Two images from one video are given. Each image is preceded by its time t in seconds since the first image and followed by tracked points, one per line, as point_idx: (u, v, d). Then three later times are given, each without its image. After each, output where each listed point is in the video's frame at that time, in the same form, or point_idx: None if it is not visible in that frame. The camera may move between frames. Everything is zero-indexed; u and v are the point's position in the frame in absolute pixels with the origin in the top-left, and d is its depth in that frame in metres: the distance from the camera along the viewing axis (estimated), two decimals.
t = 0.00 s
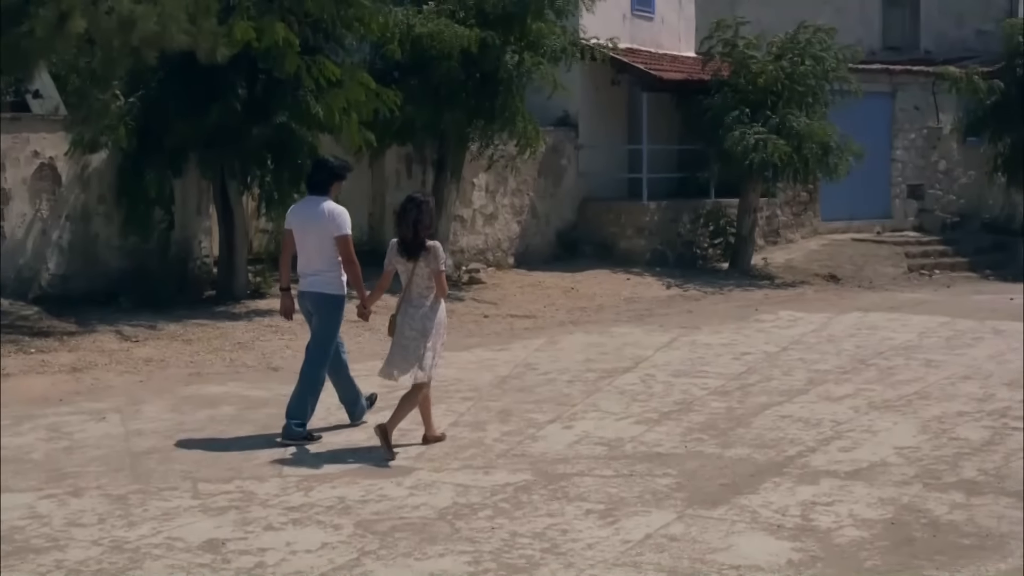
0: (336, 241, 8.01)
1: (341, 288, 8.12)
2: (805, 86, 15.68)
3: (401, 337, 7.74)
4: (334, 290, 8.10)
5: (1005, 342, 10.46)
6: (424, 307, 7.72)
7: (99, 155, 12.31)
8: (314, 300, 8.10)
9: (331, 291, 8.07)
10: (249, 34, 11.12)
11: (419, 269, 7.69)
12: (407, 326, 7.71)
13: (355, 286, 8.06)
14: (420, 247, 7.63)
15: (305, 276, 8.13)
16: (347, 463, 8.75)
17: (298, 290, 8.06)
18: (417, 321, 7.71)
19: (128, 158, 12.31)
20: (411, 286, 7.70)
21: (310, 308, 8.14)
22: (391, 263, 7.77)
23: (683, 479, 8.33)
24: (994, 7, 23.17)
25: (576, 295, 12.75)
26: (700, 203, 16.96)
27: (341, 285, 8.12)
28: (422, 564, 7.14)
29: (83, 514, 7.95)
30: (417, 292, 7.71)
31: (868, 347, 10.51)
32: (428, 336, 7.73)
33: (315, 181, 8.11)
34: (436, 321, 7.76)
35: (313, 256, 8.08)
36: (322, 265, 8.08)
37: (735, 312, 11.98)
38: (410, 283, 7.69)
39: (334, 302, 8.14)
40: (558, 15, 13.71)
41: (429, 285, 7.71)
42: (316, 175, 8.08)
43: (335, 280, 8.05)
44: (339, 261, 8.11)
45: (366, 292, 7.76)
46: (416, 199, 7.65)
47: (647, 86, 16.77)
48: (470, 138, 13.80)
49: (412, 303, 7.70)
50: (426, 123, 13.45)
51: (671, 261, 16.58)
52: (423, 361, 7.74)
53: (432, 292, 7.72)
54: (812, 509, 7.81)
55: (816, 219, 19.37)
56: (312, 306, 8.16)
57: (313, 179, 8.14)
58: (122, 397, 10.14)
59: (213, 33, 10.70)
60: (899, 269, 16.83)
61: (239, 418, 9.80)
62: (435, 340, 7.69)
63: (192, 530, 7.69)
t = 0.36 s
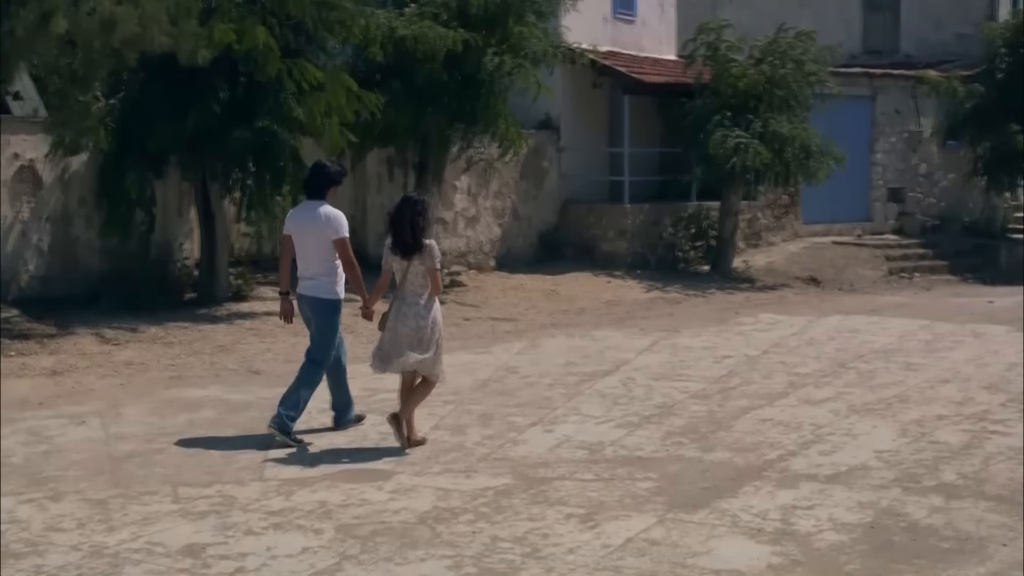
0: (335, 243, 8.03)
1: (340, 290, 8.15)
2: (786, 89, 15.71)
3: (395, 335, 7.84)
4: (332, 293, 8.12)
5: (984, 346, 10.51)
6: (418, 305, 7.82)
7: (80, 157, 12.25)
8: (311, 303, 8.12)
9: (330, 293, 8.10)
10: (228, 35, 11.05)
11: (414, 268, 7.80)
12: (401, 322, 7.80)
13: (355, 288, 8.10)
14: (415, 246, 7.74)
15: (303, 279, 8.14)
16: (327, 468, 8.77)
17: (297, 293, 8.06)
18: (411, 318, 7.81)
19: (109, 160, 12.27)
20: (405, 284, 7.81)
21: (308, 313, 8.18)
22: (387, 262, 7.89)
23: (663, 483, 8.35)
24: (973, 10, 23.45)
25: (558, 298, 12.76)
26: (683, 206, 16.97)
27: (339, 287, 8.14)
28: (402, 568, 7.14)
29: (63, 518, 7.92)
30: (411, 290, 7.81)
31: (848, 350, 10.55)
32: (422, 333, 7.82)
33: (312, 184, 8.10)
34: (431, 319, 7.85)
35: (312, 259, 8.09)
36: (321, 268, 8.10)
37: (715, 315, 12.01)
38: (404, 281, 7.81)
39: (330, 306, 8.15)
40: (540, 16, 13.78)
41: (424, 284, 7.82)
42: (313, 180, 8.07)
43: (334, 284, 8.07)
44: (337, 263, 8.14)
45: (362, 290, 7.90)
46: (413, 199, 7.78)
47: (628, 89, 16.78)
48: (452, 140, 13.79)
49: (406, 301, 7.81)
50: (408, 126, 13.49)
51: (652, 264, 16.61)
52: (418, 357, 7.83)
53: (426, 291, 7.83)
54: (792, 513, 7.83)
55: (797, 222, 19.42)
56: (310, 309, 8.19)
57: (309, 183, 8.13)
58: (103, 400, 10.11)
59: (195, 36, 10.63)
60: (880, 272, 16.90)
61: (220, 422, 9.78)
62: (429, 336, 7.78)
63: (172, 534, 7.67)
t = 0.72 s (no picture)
0: (329, 240, 7.99)
1: (335, 287, 8.08)
2: (765, 90, 15.75)
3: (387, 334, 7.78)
4: (327, 290, 8.06)
5: (962, 346, 10.54)
6: (412, 304, 7.76)
7: (58, 158, 12.18)
8: (308, 301, 8.06)
9: (325, 291, 8.05)
10: (206, 35, 11.05)
11: (407, 267, 7.75)
12: (395, 322, 7.74)
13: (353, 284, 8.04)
14: (409, 245, 7.70)
15: (298, 277, 8.09)
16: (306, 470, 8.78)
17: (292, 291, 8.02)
18: (405, 317, 7.75)
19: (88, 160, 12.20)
20: (399, 283, 7.76)
21: (305, 309, 8.09)
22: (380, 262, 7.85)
23: (642, 484, 8.36)
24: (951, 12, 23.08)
25: (537, 298, 12.75)
26: (662, 205, 17.08)
27: (333, 284, 8.08)
28: (381, 571, 7.12)
29: (40, 521, 7.88)
30: (405, 289, 7.76)
31: (827, 350, 10.57)
32: (417, 332, 7.75)
33: (306, 183, 8.07)
34: (426, 318, 7.79)
35: (307, 257, 8.05)
36: (315, 266, 8.05)
37: (695, 315, 12.02)
38: (397, 280, 7.75)
39: (330, 303, 8.09)
40: (519, 17, 13.80)
41: (417, 283, 7.76)
42: (307, 178, 8.02)
43: (329, 281, 8.02)
44: (332, 260, 8.09)
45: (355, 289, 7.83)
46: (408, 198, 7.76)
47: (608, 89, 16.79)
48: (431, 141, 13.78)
49: (399, 300, 7.76)
50: (387, 128, 13.51)
51: (631, 263, 16.64)
52: (413, 356, 7.76)
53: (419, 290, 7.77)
54: (770, 515, 7.84)
55: (776, 221, 19.49)
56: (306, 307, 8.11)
57: (303, 181, 8.09)
58: (81, 402, 10.06)
59: (173, 34, 10.71)
60: (858, 272, 16.97)
61: (198, 424, 9.74)
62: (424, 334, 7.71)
63: (150, 538, 7.65)
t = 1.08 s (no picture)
0: (323, 240, 8.14)
1: (331, 284, 8.25)
2: (743, 90, 15.74)
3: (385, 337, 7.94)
4: (324, 287, 8.24)
5: (939, 345, 10.56)
6: (410, 308, 7.94)
7: (35, 158, 12.05)
8: (306, 298, 8.25)
9: (321, 288, 8.24)
10: (183, 36, 10.90)
11: (405, 272, 7.92)
12: (393, 326, 7.91)
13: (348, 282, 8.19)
14: (408, 251, 7.88)
15: (294, 274, 8.28)
16: (284, 473, 8.77)
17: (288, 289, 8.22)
18: (404, 321, 7.93)
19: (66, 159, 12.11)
20: (397, 288, 7.93)
21: (306, 306, 8.28)
22: (377, 267, 8.00)
23: (620, 486, 8.36)
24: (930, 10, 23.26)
25: (517, 298, 12.73)
26: (641, 206, 17.02)
27: (330, 281, 8.25)
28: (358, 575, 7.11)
29: (16, 526, 7.84)
30: (403, 294, 7.93)
31: (805, 350, 10.59)
32: (414, 335, 7.95)
33: (302, 181, 8.22)
34: (422, 322, 7.98)
35: (303, 254, 8.22)
36: (311, 263, 8.23)
37: (674, 315, 12.02)
38: (396, 285, 7.92)
39: (330, 299, 8.27)
40: (497, 15, 13.87)
41: (415, 288, 7.95)
42: (302, 178, 8.17)
43: (323, 278, 8.20)
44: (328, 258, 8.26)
45: (350, 292, 7.95)
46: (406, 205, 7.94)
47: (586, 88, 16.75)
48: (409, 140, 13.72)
49: (397, 304, 7.93)
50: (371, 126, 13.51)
51: (611, 263, 16.61)
52: (411, 359, 7.95)
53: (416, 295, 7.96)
54: (747, 516, 7.85)
55: (755, 221, 19.51)
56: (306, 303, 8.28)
57: (300, 180, 8.24)
58: (58, 404, 10.01)
59: (151, 34, 10.64)
60: (838, 271, 16.99)
61: (176, 426, 9.71)
62: (423, 339, 7.91)
63: (126, 542, 7.62)
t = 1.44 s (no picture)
0: (325, 244, 8.40)
1: (332, 287, 8.52)
2: (729, 90, 15.72)
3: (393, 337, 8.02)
4: (325, 290, 8.50)
5: (925, 345, 10.57)
6: (416, 308, 7.99)
7: (20, 161, 11.88)
8: (308, 300, 8.50)
9: (322, 291, 8.50)
10: (168, 35, 10.85)
11: (412, 273, 7.98)
12: (400, 326, 7.99)
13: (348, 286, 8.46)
14: (413, 252, 7.92)
15: (296, 276, 8.54)
16: (269, 476, 8.75)
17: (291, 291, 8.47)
18: (411, 321, 7.99)
19: (51, 160, 12.00)
20: (403, 289, 7.98)
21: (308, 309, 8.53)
22: (386, 269, 8.07)
23: (605, 488, 8.35)
24: (916, 9, 23.16)
25: (503, 298, 12.70)
26: (627, 205, 17.00)
27: (331, 284, 8.51)
28: None
29: None
30: (409, 295, 7.98)
31: (791, 350, 10.58)
32: (421, 335, 8.00)
33: (305, 186, 8.46)
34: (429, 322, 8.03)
35: (304, 257, 8.48)
36: (312, 266, 8.48)
37: (661, 315, 12.01)
38: (402, 286, 7.97)
39: (331, 302, 8.55)
40: (481, 14, 13.86)
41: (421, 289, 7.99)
42: (306, 182, 8.42)
43: (324, 281, 8.46)
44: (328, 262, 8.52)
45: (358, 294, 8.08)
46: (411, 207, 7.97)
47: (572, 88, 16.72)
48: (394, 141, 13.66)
49: (403, 305, 7.98)
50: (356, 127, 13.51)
51: (597, 262, 16.58)
52: (418, 358, 8.01)
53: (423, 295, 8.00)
54: (732, 519, 7.83)
55: (741, 219, 19.44)
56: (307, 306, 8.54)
57: (303, 184, 8.49)
58: (42, 407, 9.97)
59: (135, 36, 10.45)
60: (824, 270, 16.99)
61: (161, 429, 9.67)
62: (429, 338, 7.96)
63: (110, 547, 7.59)
